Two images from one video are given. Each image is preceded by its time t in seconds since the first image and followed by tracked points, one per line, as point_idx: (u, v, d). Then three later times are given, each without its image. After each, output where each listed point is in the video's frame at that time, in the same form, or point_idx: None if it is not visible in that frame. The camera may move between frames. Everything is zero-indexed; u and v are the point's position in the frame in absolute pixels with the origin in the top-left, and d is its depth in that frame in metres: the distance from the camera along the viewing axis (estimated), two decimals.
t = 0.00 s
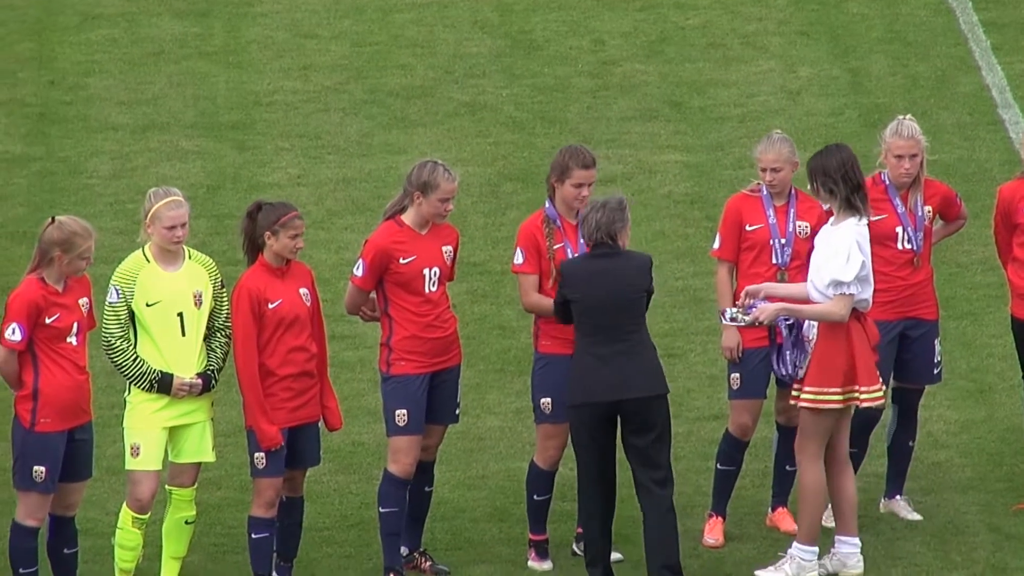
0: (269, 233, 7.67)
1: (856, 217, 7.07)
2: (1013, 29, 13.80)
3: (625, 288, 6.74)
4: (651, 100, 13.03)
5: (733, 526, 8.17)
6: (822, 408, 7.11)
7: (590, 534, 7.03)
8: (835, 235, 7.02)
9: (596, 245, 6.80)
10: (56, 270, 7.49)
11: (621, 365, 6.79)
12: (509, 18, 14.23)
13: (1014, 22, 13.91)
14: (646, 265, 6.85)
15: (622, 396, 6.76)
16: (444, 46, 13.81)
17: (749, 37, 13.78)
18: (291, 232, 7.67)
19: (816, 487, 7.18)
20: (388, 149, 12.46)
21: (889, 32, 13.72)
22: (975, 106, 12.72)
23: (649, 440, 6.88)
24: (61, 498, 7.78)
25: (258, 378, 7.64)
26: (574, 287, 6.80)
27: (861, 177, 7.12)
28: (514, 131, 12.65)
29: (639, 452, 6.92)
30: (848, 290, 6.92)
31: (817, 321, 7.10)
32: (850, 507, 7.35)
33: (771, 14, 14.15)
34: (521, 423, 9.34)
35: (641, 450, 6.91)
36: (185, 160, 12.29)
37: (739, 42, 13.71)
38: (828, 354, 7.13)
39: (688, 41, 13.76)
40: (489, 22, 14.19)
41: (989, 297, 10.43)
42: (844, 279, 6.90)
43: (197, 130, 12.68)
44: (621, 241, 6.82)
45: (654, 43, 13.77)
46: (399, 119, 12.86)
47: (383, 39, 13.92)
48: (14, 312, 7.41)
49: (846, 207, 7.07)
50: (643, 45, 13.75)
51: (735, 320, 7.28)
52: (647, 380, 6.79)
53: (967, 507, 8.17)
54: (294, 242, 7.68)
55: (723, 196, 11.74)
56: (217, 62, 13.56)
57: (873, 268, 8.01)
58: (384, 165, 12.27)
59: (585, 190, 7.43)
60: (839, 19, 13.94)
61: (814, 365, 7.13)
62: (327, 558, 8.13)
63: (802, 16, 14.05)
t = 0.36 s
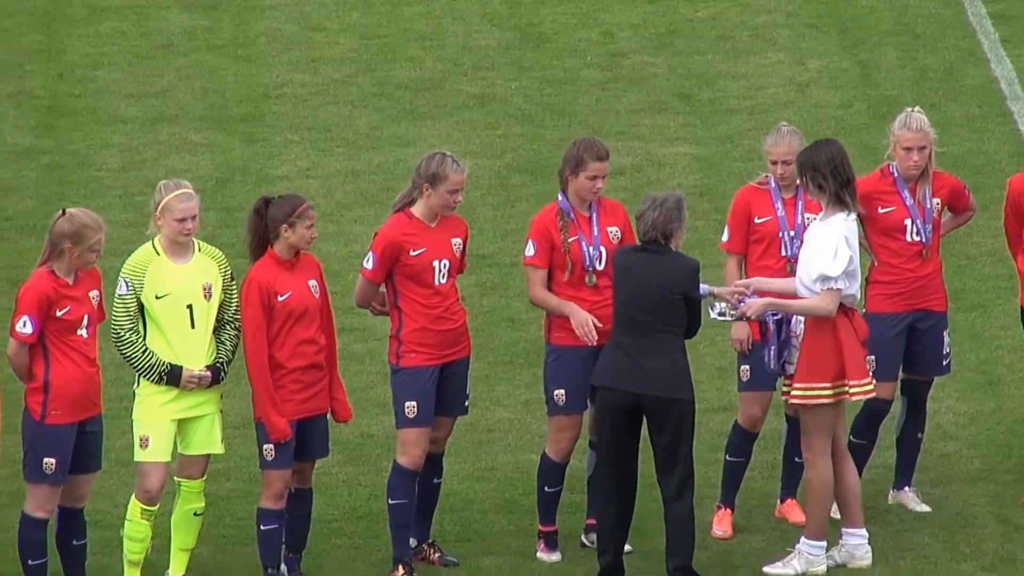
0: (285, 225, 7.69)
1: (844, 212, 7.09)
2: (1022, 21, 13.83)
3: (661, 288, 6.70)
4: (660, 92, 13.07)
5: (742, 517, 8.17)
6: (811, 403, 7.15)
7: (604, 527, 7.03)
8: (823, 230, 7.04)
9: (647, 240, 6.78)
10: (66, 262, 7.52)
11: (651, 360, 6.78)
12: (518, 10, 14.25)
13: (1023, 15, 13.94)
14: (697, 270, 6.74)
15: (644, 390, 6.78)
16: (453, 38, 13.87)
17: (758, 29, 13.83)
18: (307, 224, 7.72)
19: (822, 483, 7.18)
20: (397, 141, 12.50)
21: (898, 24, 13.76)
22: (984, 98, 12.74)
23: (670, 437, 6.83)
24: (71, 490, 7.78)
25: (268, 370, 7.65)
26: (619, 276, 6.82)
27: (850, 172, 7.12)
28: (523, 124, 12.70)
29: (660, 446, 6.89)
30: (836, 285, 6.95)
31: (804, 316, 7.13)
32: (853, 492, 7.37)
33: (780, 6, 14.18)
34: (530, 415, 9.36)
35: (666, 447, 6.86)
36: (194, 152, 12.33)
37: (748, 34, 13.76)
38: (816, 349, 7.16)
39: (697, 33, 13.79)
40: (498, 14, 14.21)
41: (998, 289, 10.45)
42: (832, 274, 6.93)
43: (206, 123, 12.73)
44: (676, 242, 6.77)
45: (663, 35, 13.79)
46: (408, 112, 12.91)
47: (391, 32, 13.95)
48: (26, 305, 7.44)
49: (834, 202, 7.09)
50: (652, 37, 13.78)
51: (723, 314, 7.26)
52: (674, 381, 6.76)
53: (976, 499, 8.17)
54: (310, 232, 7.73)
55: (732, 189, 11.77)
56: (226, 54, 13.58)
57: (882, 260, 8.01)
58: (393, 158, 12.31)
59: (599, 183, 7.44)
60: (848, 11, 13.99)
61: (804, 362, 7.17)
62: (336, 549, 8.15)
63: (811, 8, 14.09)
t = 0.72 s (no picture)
0: (289, 218, 7.68)
1: (832, 207, 7.10)
2: None
3: (693, 283, 6.71)
4: (665, 84, 13.08)
5: (748, 510, 8.18)
6: (798, 398, 7.19)
7: (612, 522, 7.05)
8: (812, 225, 7.05)
9: (681, 234, 6.80)
10: (71, 255, 7.51)
11: (678, 354, 6.79)
12: (524, 3, 14.27)
13: None
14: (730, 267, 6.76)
15: (668, 384, 6.78)
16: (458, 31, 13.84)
17: (763, 21, 13.86)
18: (311, 217, 7.72)
19: (823, 476, 7.22)
20: (403, 134, 12.51)
21: (903, 16, 13.77)
22: (991, 90, 12.73)
23: (694, 434, 6.85)
24: (76, 484, 7.78)
25: (272, 362, 7.65)
26: (650, 267, 6.83)
27: (838, 167, 7.13)
28: (528, 116, 12.71)
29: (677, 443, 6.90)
30: (825, 280, 6.97)
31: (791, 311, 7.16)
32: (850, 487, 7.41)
33: None
34: (536, 408, 9.38)
35: (688, 443, 6.88)
36: (199, 145, 12.33)
37: (754, 26, 13.78)
38: (803, 346, 7.20)
39: (702, 25, 13.79)
40: (503, 6, 14.24)
41: (1004, 281, 10.45)
42: (821, 269, 6.95)
43: (211, 115, 12.74)
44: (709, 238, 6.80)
45: (669, 26, 13.81)
46: (413, 104, 12.92)
47: (396, 24, 13.96)
48: (31, 298, 7.43)
49: (823, 196, 7.09)
50: (658, 28, 13.79)
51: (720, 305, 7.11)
52: (699, 377, 6.79)
53: (982, 492, 8.17)
54: (315, 226, 7.74)
55: (738, 181, 11.76)
56: (231, 46, 13.60)
57: (887, 253, 8.01)
58: (398, 150, 12.31)
59: (608, 176, 7.43)
60: (854, 3, 14.02)
61: (791, 358, 7.20)
62: (341, 542, 8.15)
63: None
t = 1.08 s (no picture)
0: (292, 214, 7.71)
1: (828, 205, 7.14)
2: None
3: (690, 282, 6.70)
4: (671, 80, 13.15)
5: (754, 506, 8.18)
6: (797, 397, 7.21)
7: (618, 521, 7.04)
8: (808, 223, 7.09)
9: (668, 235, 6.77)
10: (77, 252, 7.53)
11: (682, 354, 6.80)
12: None
13: None
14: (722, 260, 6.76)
15: (676, 386, 6.78)
16: (464, 27, 13.98)
17: (768, 17, 13.97)
18: (314, 214, 7.74)
19: (826, 473, 7.23)
20: (409, 131, 12.58)
21: (908, 13, 13.88)
22: (996, 87, 12.78)
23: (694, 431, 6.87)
24: (83, 481, 7.79)
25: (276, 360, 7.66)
26: (643, 271, 6.80)
27: (835, 165, 7.16)
28: (534, 113, 12.77)
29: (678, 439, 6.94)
30: (821, 278, 7.00)
31: (787, 310, 7.18)
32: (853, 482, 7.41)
33: None
34: (542, 405, 9.39)
35: (690, 441, 6.90)
36: (205, 142, 12.38)
37: (759, 23, 13.88)
38: (800, 345, 7.22)
39: (708, 22, 13.90)
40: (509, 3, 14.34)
41: (1010, 277, 10.48)
42: (817, 267, 6.98)
43: (217, 112, 12.79)
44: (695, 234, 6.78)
45: (674, 23, 13.91)
46: (418, 101, 13.00)
47: (403, 22, 14.09)
48: (37, 295, 7.45)
49: (819, 194, 7.13)
50: (664, 25, 13.89)
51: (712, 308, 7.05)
52: (702, 375, 6.81)
53: (988, 488, 8.18)
54: (318, 223, 7.76)
55: (743, 177, 11.79)
56: (236, 44, 13.71)
57: (893, 249, 8.02)
58: (404, 146, 12.38)
59: (613, 172, 7.43)
60: None
61: (789, 357, 7.21)
62: (348, 539, 8.15)
63: None
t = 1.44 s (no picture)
0: (301, 215, 7.72)
1: (831, 207, 7.15)
2: None
3: (648, 285, 6.75)
4: (680, 81, 13.21)
5: (763, 506, 8.18)
6: (802, 399, 7.20)
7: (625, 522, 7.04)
8: (811, 225, 7.10)
9: (618, 242, 6.75)
10: (85, 253, 7.54)
11: (641, 357, 6.82)
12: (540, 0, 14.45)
13: None
14: (667, 259, 6.86)
15: (642, 390, 6.81)
16: (472, 28, 14.08)
17: (777, 18, 14.05)
18: (323, 215, 7.75)
19: (833, 474, 7.22)
20: (418, 131, 12.63)
21: (918, 12, 13.94)
22: (1006, 86, 12.82)
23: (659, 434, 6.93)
24: (91, 480, 7.79)
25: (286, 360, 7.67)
26: (596, 279, 6.75)
27: (838, 166, 7.18)
28: (543, 113, 12.82)
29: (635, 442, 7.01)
30: (825, 280, 7.00)
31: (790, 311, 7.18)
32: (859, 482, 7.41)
33: None
34: (550, 405, 9.40)
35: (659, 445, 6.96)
36: (213, 142, 12.42)
37: (768, 23, 13.95)
38: (803, 346, 7.21)
39: (717, 22, 13.99)
40: (519, 3, 14.44)
41: (1019, 277, 10.49)
42: (821, 268, 6.98)
43: (226, 113, 12.85)
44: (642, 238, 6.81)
45: (683, 23, 14.00)
46: (427, 101, 13.06)
47: (412, 22, 14.20)
48: (44, 296, 7.45)
49: (822, 196, 7.14)
50: (673, 25, 13.97)
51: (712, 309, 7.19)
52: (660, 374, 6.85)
53: (997, 488, 8.17)
54: (327, 223, 7.77)
55: (751, 178, 11.84)
56: (244, 44, 13.82)
57: (902, 249, 8.03)
58: (413, 147, 12.42)
59: (607, 173, 7.49)
60: None
61: (793, 358, 7.21)
62: (356, 539, 8.14)
63: None
